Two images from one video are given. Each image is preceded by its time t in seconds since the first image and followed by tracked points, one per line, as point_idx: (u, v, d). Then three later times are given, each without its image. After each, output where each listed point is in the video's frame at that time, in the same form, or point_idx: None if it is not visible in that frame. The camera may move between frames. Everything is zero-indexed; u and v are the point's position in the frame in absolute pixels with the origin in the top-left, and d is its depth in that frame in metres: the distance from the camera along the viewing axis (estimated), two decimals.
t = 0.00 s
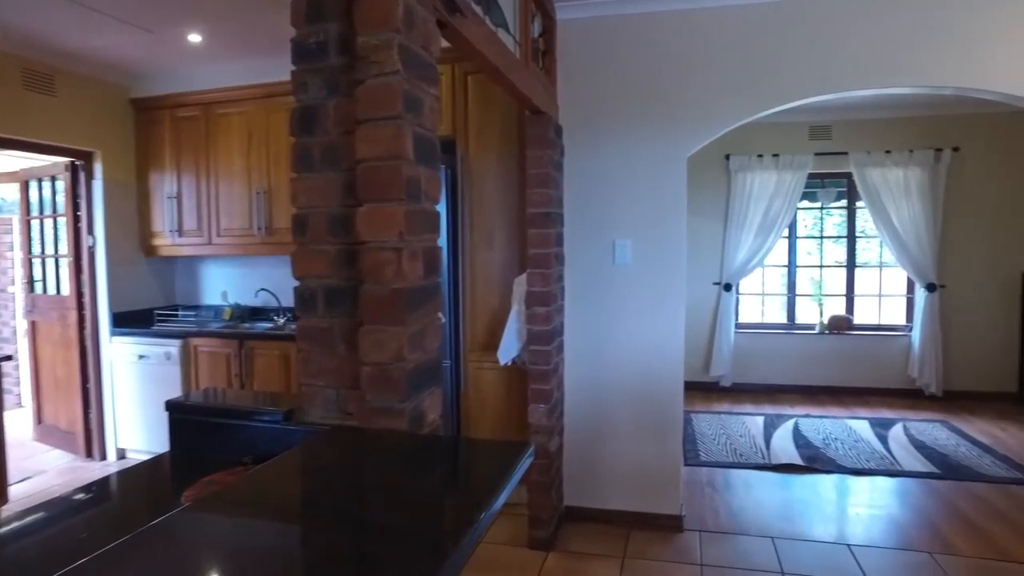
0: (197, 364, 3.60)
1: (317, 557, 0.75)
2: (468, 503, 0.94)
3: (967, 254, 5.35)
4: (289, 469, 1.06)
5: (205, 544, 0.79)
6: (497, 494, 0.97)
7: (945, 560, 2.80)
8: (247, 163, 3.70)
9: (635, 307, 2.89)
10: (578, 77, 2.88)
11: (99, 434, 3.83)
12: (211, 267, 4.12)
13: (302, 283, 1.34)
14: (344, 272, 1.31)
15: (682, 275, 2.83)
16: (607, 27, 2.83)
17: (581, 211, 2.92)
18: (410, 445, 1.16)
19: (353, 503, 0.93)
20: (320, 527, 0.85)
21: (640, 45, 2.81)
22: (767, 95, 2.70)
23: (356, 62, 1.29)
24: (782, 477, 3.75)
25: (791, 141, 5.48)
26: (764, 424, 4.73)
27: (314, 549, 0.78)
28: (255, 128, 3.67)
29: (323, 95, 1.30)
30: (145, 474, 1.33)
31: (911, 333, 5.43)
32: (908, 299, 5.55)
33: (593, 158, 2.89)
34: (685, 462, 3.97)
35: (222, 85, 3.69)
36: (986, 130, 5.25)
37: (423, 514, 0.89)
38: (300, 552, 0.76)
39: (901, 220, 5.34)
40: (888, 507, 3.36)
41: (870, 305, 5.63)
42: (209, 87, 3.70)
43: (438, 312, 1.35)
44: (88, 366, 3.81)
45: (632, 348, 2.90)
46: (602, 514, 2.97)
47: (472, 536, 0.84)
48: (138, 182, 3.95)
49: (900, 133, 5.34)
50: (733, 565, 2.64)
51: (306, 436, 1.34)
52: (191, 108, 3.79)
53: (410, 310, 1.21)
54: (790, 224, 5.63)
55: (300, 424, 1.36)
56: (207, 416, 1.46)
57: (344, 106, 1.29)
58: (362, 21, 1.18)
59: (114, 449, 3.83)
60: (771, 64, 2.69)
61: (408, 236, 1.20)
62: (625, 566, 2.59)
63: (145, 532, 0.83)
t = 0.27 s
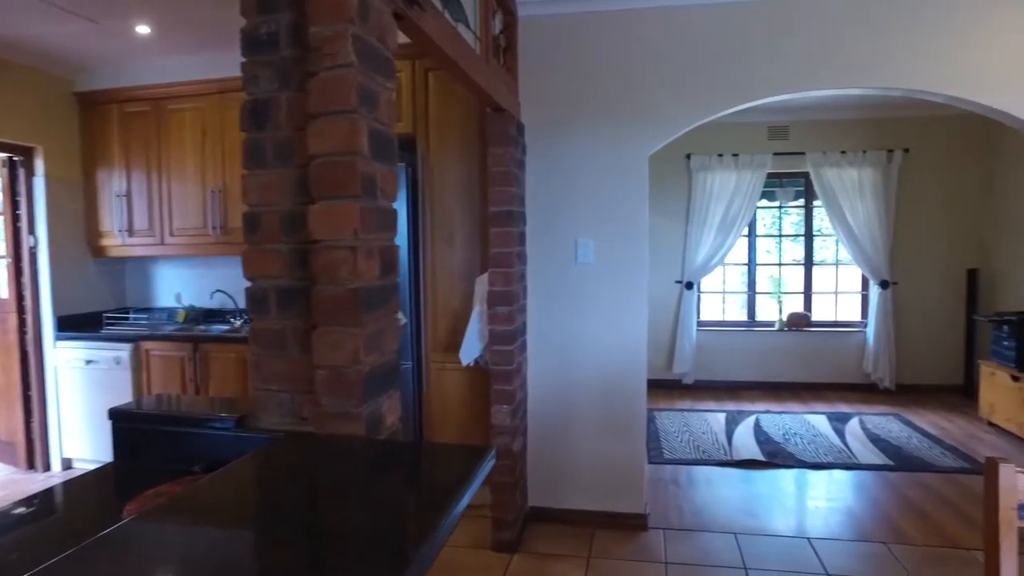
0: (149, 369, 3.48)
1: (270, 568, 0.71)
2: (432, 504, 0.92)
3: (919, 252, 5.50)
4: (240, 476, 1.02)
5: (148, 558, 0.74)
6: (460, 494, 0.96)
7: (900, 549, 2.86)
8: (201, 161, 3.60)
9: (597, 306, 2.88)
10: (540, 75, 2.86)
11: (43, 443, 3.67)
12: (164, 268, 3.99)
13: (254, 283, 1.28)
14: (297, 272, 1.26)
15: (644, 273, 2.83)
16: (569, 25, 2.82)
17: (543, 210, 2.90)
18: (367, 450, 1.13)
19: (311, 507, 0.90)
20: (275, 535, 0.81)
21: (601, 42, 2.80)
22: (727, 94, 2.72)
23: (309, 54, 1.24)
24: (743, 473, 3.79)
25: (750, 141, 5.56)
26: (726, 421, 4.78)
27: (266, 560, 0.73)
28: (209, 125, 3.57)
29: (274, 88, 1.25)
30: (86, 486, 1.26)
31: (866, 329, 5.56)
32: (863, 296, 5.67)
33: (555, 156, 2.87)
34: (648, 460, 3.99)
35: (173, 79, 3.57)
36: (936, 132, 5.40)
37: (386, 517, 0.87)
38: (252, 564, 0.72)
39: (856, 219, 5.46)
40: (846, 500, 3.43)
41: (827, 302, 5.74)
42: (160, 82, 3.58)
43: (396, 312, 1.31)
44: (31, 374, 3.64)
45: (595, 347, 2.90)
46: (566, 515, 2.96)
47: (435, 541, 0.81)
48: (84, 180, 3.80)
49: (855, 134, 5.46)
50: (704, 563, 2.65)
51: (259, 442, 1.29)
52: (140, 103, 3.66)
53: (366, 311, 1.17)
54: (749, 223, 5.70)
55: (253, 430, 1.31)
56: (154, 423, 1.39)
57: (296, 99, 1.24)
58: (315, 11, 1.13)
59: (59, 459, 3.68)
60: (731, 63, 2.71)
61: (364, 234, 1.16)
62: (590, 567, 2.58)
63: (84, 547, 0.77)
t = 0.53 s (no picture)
0: (98, 373, 3.36)
1: None
2: (393, 503, 0.90)
3: (875, 250, 5.62)
4: (188, 483, 0.97)
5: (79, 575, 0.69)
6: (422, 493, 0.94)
7: (859, 542, 2.91)
8: (154, 158, 3.49)
9: (560, 305, 2.87)
10: (502, 72, 2.83)
11: None
12: (115, 268, 3.86)
13: (201, 284, 1.23)
14: (247, 272, 1.21)
15: (607, 272, 2.83)
16: (531, 22, 2.80)
17: (505, 208, 2.87)
18: (321, 456, 1.08)
19: (271, 512, 0.86)
20: (224, 545, 0.77)
21: (563, 40, 2.79)
22: (688, 93, 2.73)
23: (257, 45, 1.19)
24: (707, 470, 3.81)
25: (712, 140, 5.62)
26: (690, 418, 4.82)
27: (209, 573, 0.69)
28: (163, 121, 3.47)
29: (221, 80, 1.20)
30: (20, 504, 1.20)
31: (825, 326, 5.66)
32: (823, 293, 5.77)
33: (517, 154, 2.85)
34: (614, 458, 3.99)
35: (123, 73, 3.45)
36: (891, 132, 5.53)
37: (349, 518, 0.85)
38: None
39: (815, 217, 5.56)
40: (806, 494, 3.47)
41: (788, 299, 5.83)
42: (109, 75, 3.46)
43: (351, 313, 1.27)
44: None
45: (559, 346, 2.88)
46: (531, 515, 2.94)
47: (391, 546, 0.78)
48: (27, 177, 3.64)
49: (814, 134, 5.56)
50: (664, 561, 2.65)
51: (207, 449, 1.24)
52: (87, 97, 3.53)
53: (319, 312, 1.13)
54: (712, 221, 5.75)
55: (202, 437, 1.25)
56: (95, 432, 1.32)
57: (244, 92, 1.19)
58: None
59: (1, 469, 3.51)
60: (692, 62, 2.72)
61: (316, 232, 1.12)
62: (555, 568, 2.56)
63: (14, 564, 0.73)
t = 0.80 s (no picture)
0: (52, 377, 3.23)
1: None
2: (355, 508, 0.87)
3: (843, 248, 5.68)
4: (134, 492, 0.91)
5: None
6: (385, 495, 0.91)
7: (828, 538, 2.92)
8: (112, 153, 3.38)
9: (530, 304, 2.83)
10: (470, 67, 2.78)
11: None
12: (70, 269, 3.73)
13: (147, 284, 1.16)
14: (196, 271, 1.15)
15: (577, 270, 2.80)
16: (499, 16, 2.76)
17: (474, 205, 2.82)
18: (274, 465, 1.03)
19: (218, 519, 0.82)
20: (165, 558, 0.72)
21: (531, 35, 2.75)
22: (657, 91, 2.73)
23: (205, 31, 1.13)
24: (679, 469, 3.81)
25: (682, 139, 5.63)
26: (661, 417, 4.82)
27: None
28: (120, 115, 3.36)
29: (167, 68, 1.13)
30: None
31: (794, 324, 5.72)
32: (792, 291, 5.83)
33: (486, 151, 2.80)
34: (586, 458, 3.97)
35: (77, 65, 3.32)
36: (857, 132, 5.60)
37: (308, 524, 0.81)
38: None
39: (784, 216, 5.60)
40: (776, 492, 3.49)
41: (758, 297, 5.87)
42: (61, 67, 3.32)
43: (307, 314, 1.21)
44: None
45: (529, 346, 2.85)
46: (502, 518, 2.90)
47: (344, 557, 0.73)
48: None
49: (783, 134, 5.60)
50: (635, 562, 2.62)
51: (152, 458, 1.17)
52: (37, 89, 3.38)
53: (271, 313, 1.08)
54: (683, 220, 5.77)
55: (149, 446, 1.19)
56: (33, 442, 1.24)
57: (192, 81, 1.13)
58: None
59: None
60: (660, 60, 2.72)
61: (267, 229, 1.06)
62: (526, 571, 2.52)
63: None
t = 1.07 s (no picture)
0: None
1: None
2: (310, 521, 0.82)
3: (813, 248, 5.72)
4: (64, 510, 0.84)
5: None
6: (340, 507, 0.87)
7: (800, 539, 2.90)
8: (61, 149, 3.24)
9: (500, 305, 2.77)
10: (436, 62, 2.71)
11: None
12: (19, 271, 3.57)
13: (80, 290, 1.08)
14: (132, 275, 1.07)
15: (547, 271, 2.75)
16: (466, 10, 2.70)
17: (442, 205, 2.75)
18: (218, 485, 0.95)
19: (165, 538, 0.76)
20: None
21: (500, 30, 2.70)
22: (626, 88, 2.70)
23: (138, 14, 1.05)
24: (652, 470, 3.78)
25: (654, 138, 5.62)
26: (634, 418, 4.80)
27: None
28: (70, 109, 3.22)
29: (99, 55, 1.05)
30: None
31: (766, 323, 5.74)
32: (763, 290, 5.85)
33: (453, 148, 2.74)
34: (558, 461, 3.92)
35: (24, 56, 3.18)
36: (826, 132, 5.64)
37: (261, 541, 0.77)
38: None
39: (755, 216, 5.61)
40: (748, 492, 3.47)
41: (730, 297, 5.88)
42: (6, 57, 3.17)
43: (255, 321, 1.14)
44: None
45: (499, 348, 2.79)
46: (472, 525, 2.83)
47: None
48: None
49: (753, 133, 5.62)
50: (607, 568, 2.58)
51: (85, 478, 1.06)
52: None
53: (213, 320, 1.00)
54: (655, 219, 5.75)
55: (81, 464, 1.10)
56: None
57: (126, 69, 1.05)
58: None
59: None
60: (629, 56, 2.69)
61: (207, 230, 0.98)
62: None
63: None
